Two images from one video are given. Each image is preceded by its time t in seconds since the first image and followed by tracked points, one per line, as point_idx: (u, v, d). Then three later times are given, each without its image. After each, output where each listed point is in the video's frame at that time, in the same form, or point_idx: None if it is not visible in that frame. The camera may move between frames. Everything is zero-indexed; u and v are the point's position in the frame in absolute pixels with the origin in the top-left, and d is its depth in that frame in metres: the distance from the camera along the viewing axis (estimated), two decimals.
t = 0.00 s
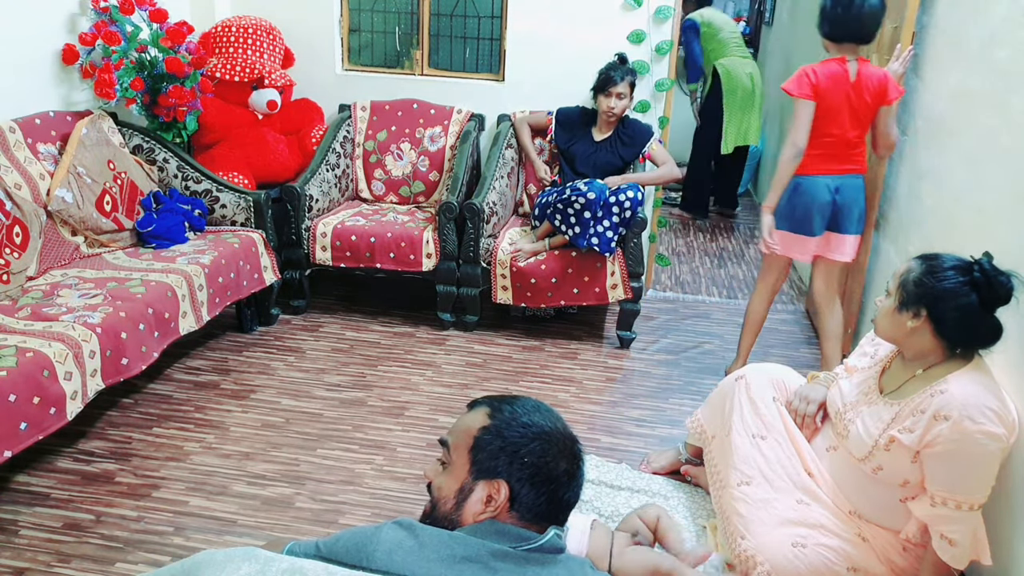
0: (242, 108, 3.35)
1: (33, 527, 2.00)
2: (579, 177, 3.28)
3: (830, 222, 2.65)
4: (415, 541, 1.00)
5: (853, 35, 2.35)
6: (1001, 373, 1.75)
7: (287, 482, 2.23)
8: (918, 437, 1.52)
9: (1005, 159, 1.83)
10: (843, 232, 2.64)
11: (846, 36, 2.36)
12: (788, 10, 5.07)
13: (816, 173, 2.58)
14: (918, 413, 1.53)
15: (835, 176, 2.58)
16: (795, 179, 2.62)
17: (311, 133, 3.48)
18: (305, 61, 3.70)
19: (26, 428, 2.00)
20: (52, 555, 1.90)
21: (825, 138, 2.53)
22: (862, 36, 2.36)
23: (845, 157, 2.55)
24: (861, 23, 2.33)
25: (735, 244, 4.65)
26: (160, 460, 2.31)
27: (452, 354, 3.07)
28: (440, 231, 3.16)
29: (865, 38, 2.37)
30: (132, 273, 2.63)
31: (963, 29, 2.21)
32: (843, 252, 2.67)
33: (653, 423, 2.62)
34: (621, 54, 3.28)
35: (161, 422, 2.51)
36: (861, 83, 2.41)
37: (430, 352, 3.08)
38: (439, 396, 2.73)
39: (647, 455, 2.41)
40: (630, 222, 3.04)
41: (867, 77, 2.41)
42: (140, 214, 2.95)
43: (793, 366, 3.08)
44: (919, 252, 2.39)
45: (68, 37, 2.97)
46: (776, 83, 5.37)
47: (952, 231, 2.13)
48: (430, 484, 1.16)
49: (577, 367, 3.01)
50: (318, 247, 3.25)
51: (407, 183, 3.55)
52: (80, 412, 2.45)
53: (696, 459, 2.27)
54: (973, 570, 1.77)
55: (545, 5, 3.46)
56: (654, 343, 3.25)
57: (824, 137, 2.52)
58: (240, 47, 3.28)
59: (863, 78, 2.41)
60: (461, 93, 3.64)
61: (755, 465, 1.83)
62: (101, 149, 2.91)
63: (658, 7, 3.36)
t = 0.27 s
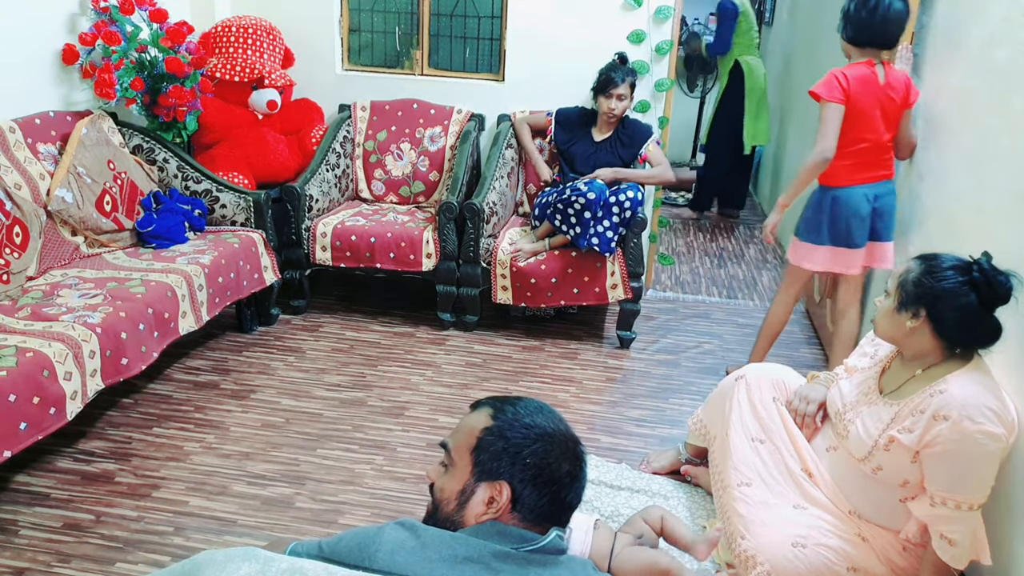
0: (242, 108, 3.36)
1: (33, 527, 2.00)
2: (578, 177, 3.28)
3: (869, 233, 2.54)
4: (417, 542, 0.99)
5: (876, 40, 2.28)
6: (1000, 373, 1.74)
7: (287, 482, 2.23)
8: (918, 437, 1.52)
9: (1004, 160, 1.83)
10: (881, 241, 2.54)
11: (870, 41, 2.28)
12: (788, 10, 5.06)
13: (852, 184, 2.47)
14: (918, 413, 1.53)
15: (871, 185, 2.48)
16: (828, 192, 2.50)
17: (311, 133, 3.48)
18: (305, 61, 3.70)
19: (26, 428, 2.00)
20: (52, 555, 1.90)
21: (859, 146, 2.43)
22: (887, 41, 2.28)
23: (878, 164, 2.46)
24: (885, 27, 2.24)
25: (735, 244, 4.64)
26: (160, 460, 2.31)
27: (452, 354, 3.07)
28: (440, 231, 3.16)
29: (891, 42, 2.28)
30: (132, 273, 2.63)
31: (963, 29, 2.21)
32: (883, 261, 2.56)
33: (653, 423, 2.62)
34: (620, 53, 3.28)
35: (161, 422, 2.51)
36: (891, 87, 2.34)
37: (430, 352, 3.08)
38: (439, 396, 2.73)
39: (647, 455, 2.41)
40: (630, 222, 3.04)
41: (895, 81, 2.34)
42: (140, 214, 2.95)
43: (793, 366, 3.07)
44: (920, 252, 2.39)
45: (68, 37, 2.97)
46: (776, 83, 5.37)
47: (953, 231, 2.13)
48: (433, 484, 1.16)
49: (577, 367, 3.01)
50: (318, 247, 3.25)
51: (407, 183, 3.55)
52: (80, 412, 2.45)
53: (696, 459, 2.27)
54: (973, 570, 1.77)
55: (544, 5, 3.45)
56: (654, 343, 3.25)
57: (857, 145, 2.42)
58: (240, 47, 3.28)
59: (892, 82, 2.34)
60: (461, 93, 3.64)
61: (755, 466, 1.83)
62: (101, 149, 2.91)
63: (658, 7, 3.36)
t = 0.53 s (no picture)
0: (242, 108, 3.36)
1: (33, 527, 2.00)
2: (578, 177, 3.28)
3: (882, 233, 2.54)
4: (417, 541, 1.00)
5: (887, 40, 2.27)
6: (1000, 372, 1.74)
7: (287, 482, 2.23)
8: (918, 437, 1.52)
9: (1004, 160, 1.83)
10: (897, 243, 2.55)
11: (881, 43, 2.28)
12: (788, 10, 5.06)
13: (868, 187, 2.47)
14: (918, 413, 1.53)
15: (885, 188, 2.48)
16: (845, 196, 2.49)
17: (311, 133, 3.48)
18: (305, 61, 3.70)
19: (27, 428, 2.00)
20: (52, 555, 1.90)
21: (877, 148, 2.42)
22: (897, 42, 2.28)
23: (893, 165, 2.46)
24: (895, 28, 2.24)
25: (735, 244, 4.65)
26: (160, 460, 2.31)
27: (452, 354, 3.07)
28: (440, 231, 3.16)
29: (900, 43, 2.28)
30: (132, 273, 2.63)
31: (963, 29, 2.21)
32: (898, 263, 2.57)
33: (653, 423, 2.62)
34: (620, 53, 3.29)
35: (161, 422, 2.51)
36: (903, 87, 2.34)
37: (430, 352, 3.08)
38: (439, 396, 2.73)
39: (647, 455, 2.41)
40: (630, 222, 3.04)
41: (907, 81, 2.34)
42: (140, 214, 2.95)
43: (793, 366, 3.08)
44: (920, 252, 2.39)
45: (68, 37, 2.97)
46: (776, 83, 5.37)
47: (953, 231, 2.12)
48: (435, 484, 1.17)
49: (576, 367, 3.01)
50: (318, 247, 3.25)
51: (407, 183, 3.55)
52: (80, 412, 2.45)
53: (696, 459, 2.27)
54: (973, 570, 1.77)
55: (544, 5, 3.45)
56: (654, 343, 3.25)
57: (873, 148, 2.41)
58: (240, 47, 3.28)
59: (904, 82, 2.34)
60: (460, 93, 3.64)
61: (755, 466, 1.84)
62: (101, 149, 2.91)
63: (658, 7, 3.36)
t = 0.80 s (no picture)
0: (242, 108, 3.36)
1: (33, 527, 2.00)
2: (578, 177, 3.28)
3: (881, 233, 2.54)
4: (417, 542, 1.00)
5: (886, 40, 2.27)
6: (1000, 372, 1.74)
7: (287, 482, 2.23)
8: (918, 437, 1.52)
9: (1004, 160, 1.82)
10: (897, 242, 2.55)
11: (880, 43, 2.28)
12: (788, 10, 5.06)
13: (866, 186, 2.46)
14: (918, 413, 1.53)
15: (884, 187, 2.48)
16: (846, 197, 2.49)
17: (311, 133, 3.48)
18: (305, 61, 3.70)
19: (27, 428, 2.00)
20: (52, 555, 1.90)
21: (875, 148, 2.41)
22: (897, 42, 2.27)
23: (892, 165, 2.45)
24: (895, 28, 2.24)
25: (735, 244, 4.64)
26: (160, 460, 2.31)
27: (452, 354, 3.07)
28: (440, 231, 3.16)
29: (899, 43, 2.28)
30: (132, 273, 2.63)
31: (963, 29, 2.21)
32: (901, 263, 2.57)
33: (653, 423, 2.62)
34: (620, 53, 3.29)
35: (161, 422, 2.51)
36: (903, 87, 2.34)
37: (430, 352, 3.08)
38: (439, 396, 2.73)
39: (647, 455, 2.41)
40: (630, 222, 3.04)
41: (906, 80, 2.34)
42: (141, 214, 2.95)
43: (793, 366, 3.08)
44: (919, 252, 2.39)
45: (68, 37, 2.97)
46: (776, 83, 5.37)
47: (953, 231, 2.12)
48: (434, 485, 1.16)
49: (577, 367, 3.01)
50: (318, 247, 3.25)
51: (407, 183, 3.55)
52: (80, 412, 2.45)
53: (696, 459, 2.27)
54: (973, 570, 1.77)
55: (545, 5, 3.45)
56: (654, 343, 3.25)
57: (874, 148, 2.41)
58: (240, 47, 3.28)
59: (905, 81, 2.34)
60: (460, 93, 3.64)
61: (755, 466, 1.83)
62: (101, 149, 2.91)
63: (658, 7, 3.36)
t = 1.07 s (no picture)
0: (242, 108, 3.36)
1: (33, 527, 2.00)
2: (578, 177, 3.28)
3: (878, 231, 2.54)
4: (416, 541, 1.00)
5: (886, 40, 2.27)
6: (1000, 372, 1.74)
7: (287, 482, 2.23)
8: (918, 437, 1.52)
9: (1004, 159, 1.82)
10: (893, 240, 2.54)
11: (881, 43, 2.28)
12: (788, 10, 5.06)
13: (863, 185, 2.47)
14: (918, 413, 1.53)
15: (881, 186, 2.48)
16: (840, 195, 2.50)
17: (311, 133, 3.48)
18: (305, 61, 3.70)
19: (27, 428, 2.00)
20: (52, 555, 1.90)
21: (873, 146, 2.42)
22: (897, 41, 2.28)
23: (890, 164, 2.46)
24: (894, 28, 2.24)
25: (735, 244, 4.65)
26: (160, 460, 2.31)
27: (452, 354, 3.08)
28: (440, 231, 3.16)
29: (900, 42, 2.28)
30: (132, 273, 2.63)
31: (963, 29, 2.21)
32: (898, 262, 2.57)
33: (653, 423, 2.62)
34: (620, 53, 3.29)
35: (161, 422, 2.51)
36: (901, 86, 2.35)
37: (430, 352, 3.08)
38: (439, 396, 2.73)
39: (647, 455, 2.41)
40: (630, 222, 3.04)
41: (904, 80, 2.34)
42: (141, 214, 2.95)
43: (793, 366, 3.08)
44: (919, 252, 2.39)
45: (68, 36, 2.97)
46: (776, 83, 5.37)
47: (953, 231, 2.12)
48: (432, 485, 1.16)
49: (577, 367, 3.02)
50: (318, 247, 3.25)
51: (407, 183, 3.55)
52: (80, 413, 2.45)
53: (696, 459, 2.27)
54: (973, 570, 1.77)
55: (545, 5, 3.45)
56: (654, 343, 3.25)
57: (869, 147, 2.42)
58: (240, 47, 3.28)
59: (901, 81, 2.35)
60: (460, 93, 3.64)
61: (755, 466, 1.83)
62: (101, 149, 2.91)
63: (658, 7, 3.36)
